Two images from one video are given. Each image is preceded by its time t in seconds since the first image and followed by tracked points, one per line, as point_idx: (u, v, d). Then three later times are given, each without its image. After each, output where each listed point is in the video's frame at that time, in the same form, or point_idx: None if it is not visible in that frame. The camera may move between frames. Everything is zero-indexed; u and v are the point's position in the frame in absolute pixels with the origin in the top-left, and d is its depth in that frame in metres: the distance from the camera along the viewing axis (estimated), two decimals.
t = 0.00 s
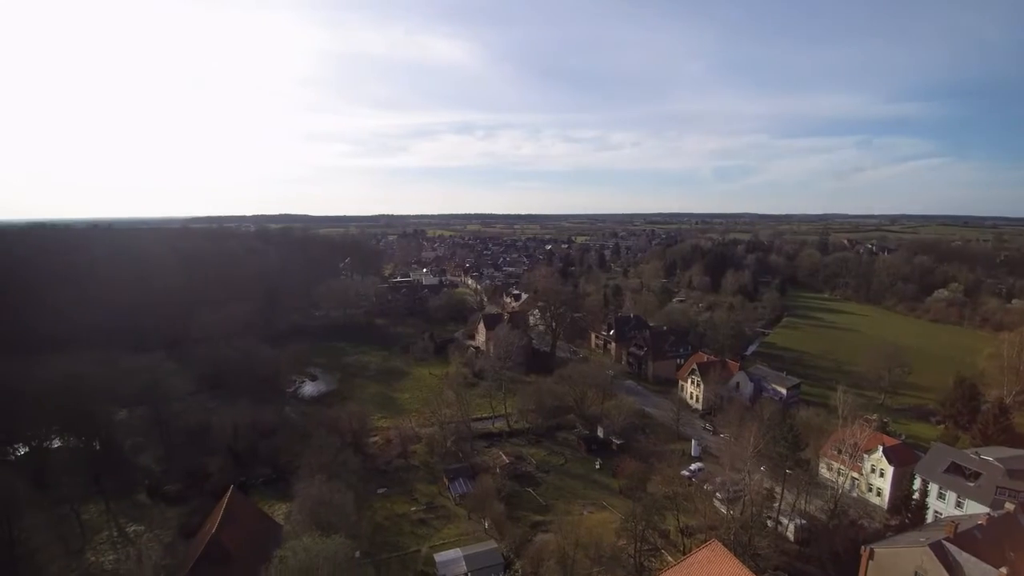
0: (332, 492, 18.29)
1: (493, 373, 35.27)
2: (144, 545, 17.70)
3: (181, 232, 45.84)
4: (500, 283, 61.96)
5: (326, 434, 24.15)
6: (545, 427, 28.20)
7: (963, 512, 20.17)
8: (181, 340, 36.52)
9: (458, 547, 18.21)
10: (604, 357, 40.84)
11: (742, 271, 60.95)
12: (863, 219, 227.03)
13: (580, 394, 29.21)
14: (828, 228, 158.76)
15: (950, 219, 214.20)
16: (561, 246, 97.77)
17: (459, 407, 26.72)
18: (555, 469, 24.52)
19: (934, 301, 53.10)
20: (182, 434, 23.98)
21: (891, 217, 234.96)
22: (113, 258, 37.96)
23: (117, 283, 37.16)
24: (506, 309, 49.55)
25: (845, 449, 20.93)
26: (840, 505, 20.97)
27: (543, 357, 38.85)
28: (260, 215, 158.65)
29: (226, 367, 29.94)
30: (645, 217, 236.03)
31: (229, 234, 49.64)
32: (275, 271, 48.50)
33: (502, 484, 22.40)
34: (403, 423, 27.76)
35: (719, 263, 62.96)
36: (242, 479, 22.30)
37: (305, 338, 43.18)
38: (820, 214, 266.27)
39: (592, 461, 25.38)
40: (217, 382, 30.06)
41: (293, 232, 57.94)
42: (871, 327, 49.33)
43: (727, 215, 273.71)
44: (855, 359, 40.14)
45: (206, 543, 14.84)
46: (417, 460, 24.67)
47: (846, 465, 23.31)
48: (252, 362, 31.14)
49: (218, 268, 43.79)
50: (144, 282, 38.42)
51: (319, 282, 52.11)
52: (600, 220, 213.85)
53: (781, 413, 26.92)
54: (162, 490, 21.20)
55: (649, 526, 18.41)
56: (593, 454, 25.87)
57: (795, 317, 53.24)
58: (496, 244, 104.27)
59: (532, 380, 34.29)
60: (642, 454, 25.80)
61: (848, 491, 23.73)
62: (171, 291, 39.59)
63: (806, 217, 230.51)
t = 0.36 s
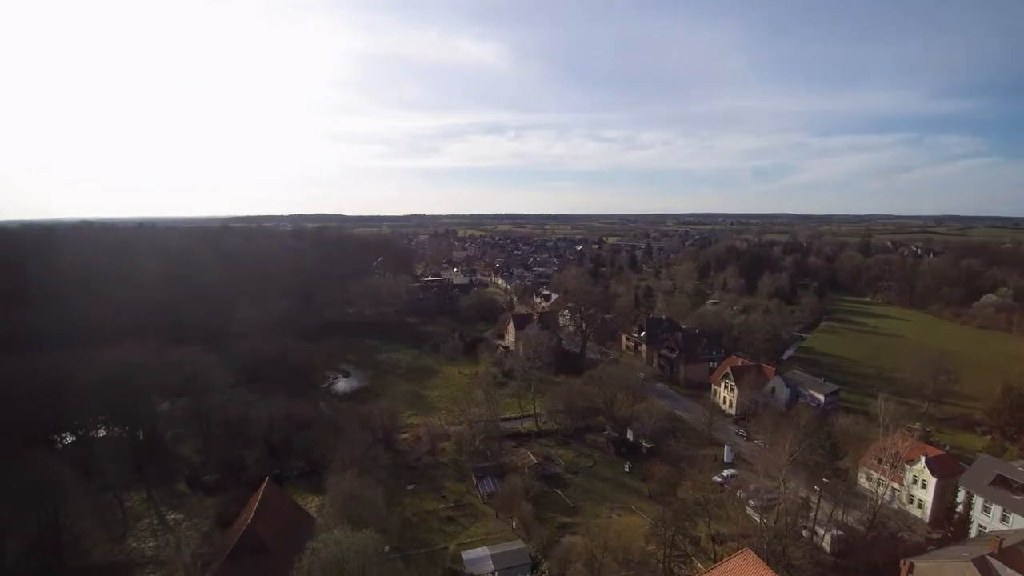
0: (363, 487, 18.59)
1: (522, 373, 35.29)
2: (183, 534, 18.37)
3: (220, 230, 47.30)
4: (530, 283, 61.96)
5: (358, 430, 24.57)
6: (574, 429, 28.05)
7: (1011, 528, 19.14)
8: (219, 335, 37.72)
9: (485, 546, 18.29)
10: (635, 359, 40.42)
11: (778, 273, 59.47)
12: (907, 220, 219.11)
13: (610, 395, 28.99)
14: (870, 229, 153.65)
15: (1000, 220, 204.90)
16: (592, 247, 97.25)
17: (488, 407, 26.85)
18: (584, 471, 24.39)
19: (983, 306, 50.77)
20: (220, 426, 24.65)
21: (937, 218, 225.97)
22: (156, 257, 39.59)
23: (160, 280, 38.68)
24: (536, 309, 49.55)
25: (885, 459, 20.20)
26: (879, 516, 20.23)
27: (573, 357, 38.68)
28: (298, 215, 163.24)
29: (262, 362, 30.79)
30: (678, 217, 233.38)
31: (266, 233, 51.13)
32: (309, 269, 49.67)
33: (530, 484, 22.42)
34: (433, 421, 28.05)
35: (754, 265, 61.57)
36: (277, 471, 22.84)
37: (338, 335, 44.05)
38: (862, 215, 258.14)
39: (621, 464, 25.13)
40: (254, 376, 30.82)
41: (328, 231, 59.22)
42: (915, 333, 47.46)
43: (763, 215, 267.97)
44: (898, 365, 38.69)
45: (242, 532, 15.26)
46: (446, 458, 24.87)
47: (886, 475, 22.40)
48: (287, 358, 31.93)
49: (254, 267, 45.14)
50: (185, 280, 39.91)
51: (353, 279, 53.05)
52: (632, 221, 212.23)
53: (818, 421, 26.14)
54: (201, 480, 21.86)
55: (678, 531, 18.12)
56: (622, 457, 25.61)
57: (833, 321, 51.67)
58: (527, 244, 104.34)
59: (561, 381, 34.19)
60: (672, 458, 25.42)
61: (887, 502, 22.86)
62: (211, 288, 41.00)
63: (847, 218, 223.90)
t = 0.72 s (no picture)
0: (394, 483, 18.86)
1: (553, 374, 35.22)
2: (221, 524, 18.94)
3: (258, 230, 48.72)
4: (561, 284, 61.77)
5: (390, 427, 24.94)
6: (604, 431, 27.81)
7: None
8: (256, 330, 38.85)
9: (512, 545, 18.31)
10: (667, 362, 39.85)
11: (818, 276, 57.74)
12: (956, 221, 209.97)
13: (641, 398, 28.68)
14: (916, 230, 147.79)
15: None
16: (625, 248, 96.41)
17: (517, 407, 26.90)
18: (614, 473, 24.17)
19: None
20: (258, 420, 25.31)
21: (990, 220, 215.61)
22: (197, 256, 41.11)
23: (201, 278, 40.09)
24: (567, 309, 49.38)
25: (928, 470, 19.31)
26: (922, 529, 19.40)
27: (603, 359, 38.40)
28: (334, 215, 166.94)
29: (298, 358, 31.55)
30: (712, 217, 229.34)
31: (302, 233, 52.42)
32: (343, 267, 50.70)
33: (559, 485, 22.34)
34: (463, 419, 28.26)
35: (793, 266, 59.92)
36: (312, 464, 23.36)
37: (371, 332, 44.80)
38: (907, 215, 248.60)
39: (652, 467, 24.79)
40: (291, 372, 31.61)
41: (363, 230, 60.33)
42: (964, 339, 45.38)
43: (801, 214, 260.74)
44: (944, 373, 37.07)
45: (277, 524, 15.68)
46: (475, 456, 25.02)
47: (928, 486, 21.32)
48: (322, 355, 32.62)
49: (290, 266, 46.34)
50: (225, 279, 41.29)
51: (385, 278, 53.87)
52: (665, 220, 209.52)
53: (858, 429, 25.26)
54: (238, 471, 22.50)
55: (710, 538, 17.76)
56: (653, 461, 25.27)
57: (876, 326, 49.87)
58: (558, 244, 104.11)
59: (591, 383, 33.99)
60: (705, 463, 24.95)
61: (929, 515, 21.84)
62: (249, 286, 42.30)
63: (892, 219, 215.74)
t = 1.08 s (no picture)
0: (420, 480, 19.03)
1: (579, 375, 35.03)
2: (252, 516, 19.40)
3: (289, 231, 49.80)
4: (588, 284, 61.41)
5: (416, 425, 25.18)
6: (631, 433, 27.52)
7: None
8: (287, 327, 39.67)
9: (536, 546, 18.26)
10: (696, 365, 39.23)
11: (854, 278, 56.06)
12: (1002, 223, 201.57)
13: (669, 401, 28.30)
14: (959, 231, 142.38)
15: None
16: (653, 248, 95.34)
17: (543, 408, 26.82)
18: (640, 477, 23.91)
19: None
20: (288, 415, 25.85)
21: None
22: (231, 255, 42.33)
23: (235, 277, 41.22)
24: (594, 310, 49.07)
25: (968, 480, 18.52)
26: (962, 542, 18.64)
27: (631, 360, 38.03)
28: (364, 215, 169.75)
29: (328, 356, 32.10)
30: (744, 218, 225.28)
31: (333, 233, 53.41)
32: (372, 266, 51.38)
33: (584, 487, 22.22)
34: (488, 419, 28.34)
35: (827, 269, 58.30)
36: (340, 459, 23.75)
37: (399, 330, 45.30)
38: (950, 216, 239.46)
39: (680, 472, 24.43)
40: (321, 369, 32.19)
41: (391, 230, 61.05)
42: (1010, 346, 43.46)
43: (837, 215, 253.85)
44: (988, 380, 35.57)
45: (306, 517, 15.99)
46: (501, 456, 25.05)
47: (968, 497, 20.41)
48: (351, 353, 33.13)
49: (321, 265, 47.26)
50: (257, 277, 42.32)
51: (413, 277, 54.41)
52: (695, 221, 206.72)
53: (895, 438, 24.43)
54: (269, 465, 23.00)
55: (739, 546, 17.40)
56: (681, 466, 24.88)
57: (915, 331, 48.16)
58: (585, 244, 103.60)
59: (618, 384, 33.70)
60: (734, 469, 24.48)
61: (968, 527, 20.94)
62: (281, 284, 43.27)
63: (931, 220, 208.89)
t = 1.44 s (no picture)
0: (449, 477, 19.19)
1: (609, 377, 34.76)
2: (285, 507, 19.91)
3: (323, 231, 50.83)
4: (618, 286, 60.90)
5: (445, 423, 25.38)
6: (661, 437, 27.18)
7: None
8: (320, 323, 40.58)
9: (563, 547, 18.20)
10: (729, 368, 38.47)
11: (896, 281, 54.08)
12: None
13: (701, 406, 27.80)
14: (1011, 233, 135.96)
15: None
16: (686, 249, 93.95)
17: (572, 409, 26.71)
18: (670, 481, 23.60)
19: None
20: (321, 411, 26.42)
21: None
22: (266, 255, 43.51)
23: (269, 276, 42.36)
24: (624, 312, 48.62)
25: (1017, 494, 17.68)
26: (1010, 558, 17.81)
27: (661, 363, 37.54)
28: (397, 215, 172.34)
29: (360, 353, 32.64)
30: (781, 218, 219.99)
31: (365, 233, 54.31)
32: (404, 266, 52.03)
33: (612, 490, 22.06)
34: (517, 419, 28.37)
35: (868, 272, 56.39)
36: (371, 455, 24.13)
37: (429, 329, 45.80)
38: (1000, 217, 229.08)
39: (711, 478, 24.00)
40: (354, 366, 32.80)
41: (423, 230, 61.71)
42: None
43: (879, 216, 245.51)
44: None
45: (338, 510, 16.32)
46: (528, 456, 25.05)
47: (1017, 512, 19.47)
48: (383, 351, 33.62)
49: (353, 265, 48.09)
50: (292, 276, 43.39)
51: (443, 276, 54.93)
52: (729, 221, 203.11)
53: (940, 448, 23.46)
54: (303, 458, 23.56)
55: (772, 555, 16.98)
56: (712, 471, 24.43)
57: (962, 337, 46.19)
58: (616, 245, 102.74)
59: (648, 387, 33.31)
60: (767, 476, 23.92)
61: (1016, 543, 19.97)
62: (314, 283, 44.24)
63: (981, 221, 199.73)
